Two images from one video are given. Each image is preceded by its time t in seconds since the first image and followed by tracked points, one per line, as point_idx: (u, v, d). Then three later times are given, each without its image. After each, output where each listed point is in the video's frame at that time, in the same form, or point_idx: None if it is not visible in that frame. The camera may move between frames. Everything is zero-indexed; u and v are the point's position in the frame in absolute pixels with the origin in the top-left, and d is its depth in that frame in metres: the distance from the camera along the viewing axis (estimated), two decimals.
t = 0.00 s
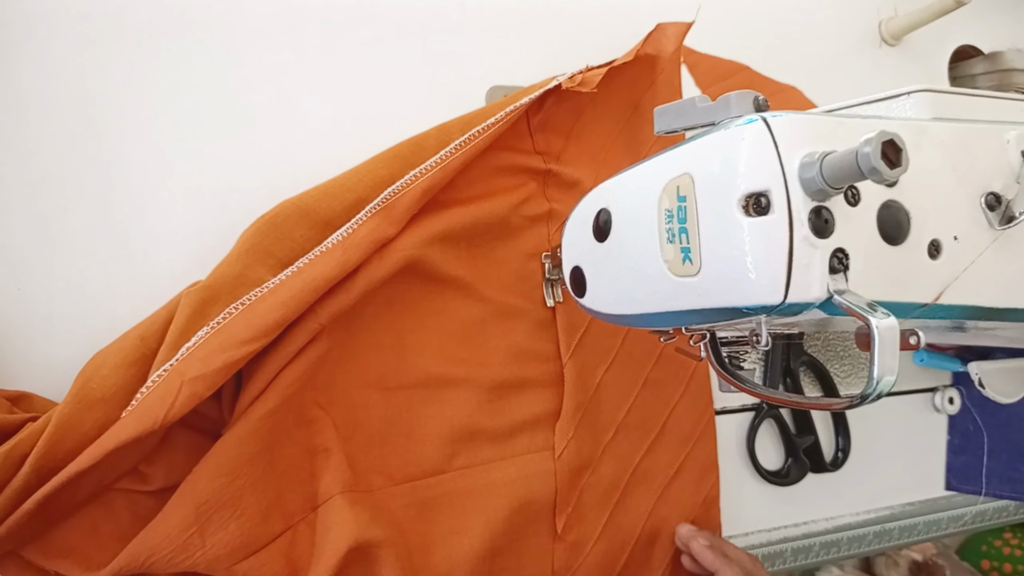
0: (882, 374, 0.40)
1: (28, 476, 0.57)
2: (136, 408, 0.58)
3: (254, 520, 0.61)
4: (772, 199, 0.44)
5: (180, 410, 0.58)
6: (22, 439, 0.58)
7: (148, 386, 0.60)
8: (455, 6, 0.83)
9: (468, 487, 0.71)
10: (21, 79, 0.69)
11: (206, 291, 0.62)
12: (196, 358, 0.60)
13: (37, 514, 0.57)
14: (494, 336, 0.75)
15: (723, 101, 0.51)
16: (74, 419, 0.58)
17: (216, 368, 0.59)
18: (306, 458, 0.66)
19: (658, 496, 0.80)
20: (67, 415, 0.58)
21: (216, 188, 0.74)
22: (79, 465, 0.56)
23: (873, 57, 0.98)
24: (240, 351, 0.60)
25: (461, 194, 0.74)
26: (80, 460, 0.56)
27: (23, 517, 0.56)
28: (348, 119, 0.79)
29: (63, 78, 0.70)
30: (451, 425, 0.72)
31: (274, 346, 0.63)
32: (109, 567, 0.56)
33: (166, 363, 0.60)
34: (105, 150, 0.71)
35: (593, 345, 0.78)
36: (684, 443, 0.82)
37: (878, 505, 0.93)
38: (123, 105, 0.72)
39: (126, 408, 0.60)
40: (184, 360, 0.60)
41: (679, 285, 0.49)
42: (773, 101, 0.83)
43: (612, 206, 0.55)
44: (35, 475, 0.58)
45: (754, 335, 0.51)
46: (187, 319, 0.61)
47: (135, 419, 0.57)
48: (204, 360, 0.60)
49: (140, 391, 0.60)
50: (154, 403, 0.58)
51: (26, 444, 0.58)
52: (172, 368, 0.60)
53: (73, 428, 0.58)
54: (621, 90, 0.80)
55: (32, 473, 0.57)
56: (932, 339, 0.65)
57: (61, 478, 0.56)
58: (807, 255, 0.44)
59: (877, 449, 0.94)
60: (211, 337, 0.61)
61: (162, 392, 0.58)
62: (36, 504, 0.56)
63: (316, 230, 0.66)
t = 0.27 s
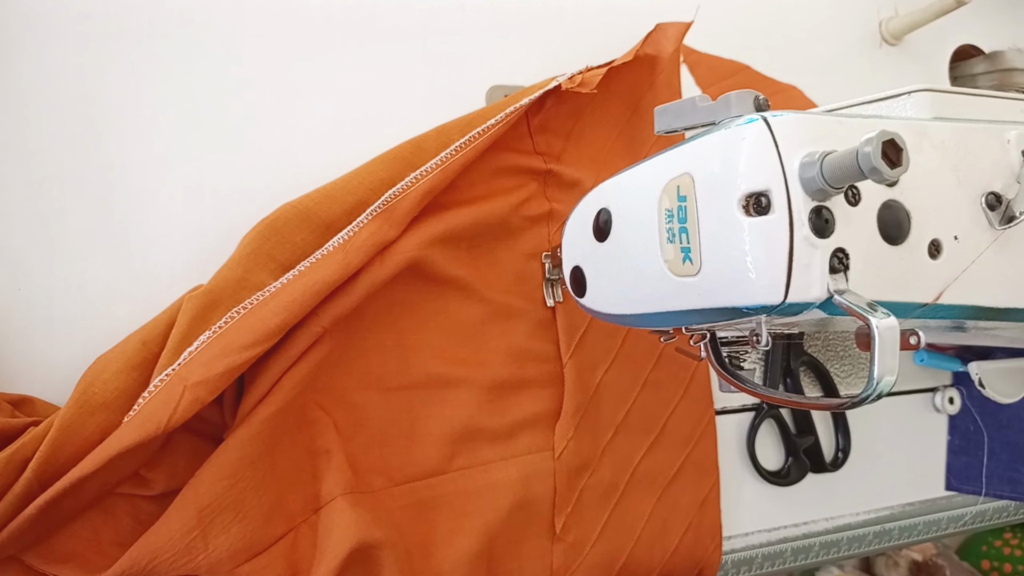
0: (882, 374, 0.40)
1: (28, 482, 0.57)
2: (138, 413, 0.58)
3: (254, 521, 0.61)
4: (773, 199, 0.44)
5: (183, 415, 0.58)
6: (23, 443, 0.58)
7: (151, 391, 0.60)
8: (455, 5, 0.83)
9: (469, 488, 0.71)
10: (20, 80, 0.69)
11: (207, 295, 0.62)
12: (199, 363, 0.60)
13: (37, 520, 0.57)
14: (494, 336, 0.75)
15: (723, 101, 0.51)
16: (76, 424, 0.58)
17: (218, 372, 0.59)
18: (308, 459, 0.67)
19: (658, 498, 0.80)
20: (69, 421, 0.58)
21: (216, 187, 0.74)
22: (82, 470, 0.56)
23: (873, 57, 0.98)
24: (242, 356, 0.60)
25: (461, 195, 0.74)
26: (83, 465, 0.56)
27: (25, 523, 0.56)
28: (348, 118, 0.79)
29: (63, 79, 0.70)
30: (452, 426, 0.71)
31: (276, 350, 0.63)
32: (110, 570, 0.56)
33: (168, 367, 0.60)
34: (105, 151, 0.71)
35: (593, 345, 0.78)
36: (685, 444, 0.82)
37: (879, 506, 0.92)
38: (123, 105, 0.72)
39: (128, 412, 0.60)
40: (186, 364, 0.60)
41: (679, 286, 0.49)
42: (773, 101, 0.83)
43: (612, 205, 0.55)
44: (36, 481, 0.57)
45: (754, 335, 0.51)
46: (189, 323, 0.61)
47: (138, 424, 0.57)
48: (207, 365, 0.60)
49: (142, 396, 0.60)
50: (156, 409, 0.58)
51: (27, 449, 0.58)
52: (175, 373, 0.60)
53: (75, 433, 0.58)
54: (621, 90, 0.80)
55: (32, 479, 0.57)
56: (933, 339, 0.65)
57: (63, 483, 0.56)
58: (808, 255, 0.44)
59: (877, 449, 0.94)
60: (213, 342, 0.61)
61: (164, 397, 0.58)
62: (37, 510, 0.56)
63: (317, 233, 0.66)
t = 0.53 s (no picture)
0: (882, 375, 0.41)
1: (28, 482, 0.57)
2: (138, 414, 0.58)
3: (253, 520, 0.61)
4: (773, 199, 0.44)
5: (183, 415, 0.58)
6: (23, 444, 0.58)
7: (151, 391, 0.60)
8: (455, 5, 0.83)
9: (469, 488, 0.71)
10: (20, 80, 0.69)
11: (207, 295, 0.62)
12: (199, 363, 0.60)
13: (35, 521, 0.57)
14: (494, 336, 0.75)
15: (723, 101, 0.51)
16: (76, 424, 0.58)
17: (218, 373, 0.59)
18: (308, 459, 0.67)
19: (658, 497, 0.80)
20: (69, 421, 0.58)
21: (216, 187, 0.74)
22: (81, 470, 0.56)
23: (873, 57, 0.98)
24: (242, 356, 0.60)
25: (461, 195, 0.74)
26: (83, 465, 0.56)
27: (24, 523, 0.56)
28: (348, 118, 0.79)
29: (63, 79, 0.70)
30: (452, 426, 0.71)
31: (277, 350, 0.63)
32: (111, 570, 0.56)
33: (167, 368, 0.60)
34: (105, 152, 0.71)
35: (593, 346, 0.78)
36: (686, 444, 0.82)
37: (879, 506, 0.92)
38: (123, 106, 0.72)
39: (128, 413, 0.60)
40: (186, 365, 0.60)
41: (679, 286, 0.49)
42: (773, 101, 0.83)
43: (612, 206, 0.55)
44: (36, 481, 0.58)
45: (754, 335, 0.51)
46: (188, 323, 0.61)
47: (138, 424, 0.57)
48: (207, 365, 0.60)
49: (142, 396, 0.60)
50: (156, 409, 0.58)
51: (27, 450, 0.58)
52: (175, 373, 0.60)
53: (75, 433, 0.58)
54: (620, 89, 0.80)
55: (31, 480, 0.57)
56: (933, 339, 0.65)
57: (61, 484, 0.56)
58: (808, 256, 0.44)
59: (877, 449, 0.94)
60: (213, 342, 0.61)
61: (165, 397, 0.58)
62: (38, 510, 0.56)
63: (317, 232, 0.66)
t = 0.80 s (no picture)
0: (882, 375, 0.41)
1: (28, 483, 0.57)
2: (138, 414, 0.58)
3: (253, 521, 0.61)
4: (773, 199, 0.44)
5: (183, 415, 0.58)
6: (23, 444, 0.58)
7: (150, 391, 0.60)
8: (454, 6, 0.83)
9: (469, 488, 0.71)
10: (20, 80, 0.69)
11: (207, 295, 0.62)
12: (198, 364, 0.60)
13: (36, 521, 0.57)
14: (495, 336, 0.75)
15: (723, 101, 0.51)
16: (76, 424, 0.58)
17: (218, 373, 0.60)
18: (308, 459, 0.67)
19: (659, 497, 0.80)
20: (69, 421, 0.58)
21: (216, 187, 0.74)
22: (81, 471, 0.56)
23: (874, 57, 0.98)
24: (243, 356, 0.60)
25: (461, 195, 0.74)
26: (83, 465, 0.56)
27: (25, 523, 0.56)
28: (348, 118, 0.79)
29: (63, 79, 0.70)
30: (452, 425, 0.71)
31: (276, 351, 0.63)
32: (110, 570, 0.56)
33: (168, 368, 0.60)
34: (105, 152, 0.71)
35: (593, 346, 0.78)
36: (687, 444, 0.82)
37: (879, 506, 0.92)
38: (123, 105, 0.72)
39: (128, 413, 0.60)
40: (186, 365, 0.60)
41: (679, 286, 0.49)
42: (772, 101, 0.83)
43: (612, 206, 0.55)
44: (36, 482, 0.58)
45: (754, 335, 0.51)
46: (188, 323, 0.61)
47: (138, 425, 0.57)
48: (207, 365, 0.60)
49: (142, 396, 0.60)
50: (156, 409, 0.58)
51: (27, 450, 0.58)
52: (175, 373, 0.60)
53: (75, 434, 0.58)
54: (620, 89, 0.80)
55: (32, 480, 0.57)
56: (932, 339, 0.65)
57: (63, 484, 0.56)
58: (808, 256, 0.44)
59: (877, 449, 0.94)
60: (213, 342, 0.61)
61: (165, 397, 0.59)
62: (38, 511, 0.56)
63: (317, 233, 0.66)
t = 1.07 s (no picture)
0: (882, 375, 0.41)
1: (29, 483, 0.56)
2: (138, 414, 0.58)
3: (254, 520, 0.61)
4: (772, 199, 0.44)
5: (184, 415, 0.58)
6: (23, 444, 0.58)
7: (151, 391, 0.59)
8: (454, 6, 0.83)
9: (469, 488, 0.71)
10: (21, 80, 0.69)
11: (207, 295, 0.62)
12: (198, 364, 0.60)
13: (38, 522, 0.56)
14: (495, 336, 0.75)
15: (723, 101, 0.51)
16: (77, 425, 0.58)
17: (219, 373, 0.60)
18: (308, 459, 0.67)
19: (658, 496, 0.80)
20: (70, 422, 0.58)
21: (216, 187, 0.74)
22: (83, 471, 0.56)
23: (873, 57, 0.98)
24: (243, 357, 0.60)
25: (461, 195, 0.74)
26: (85, 465, 0.56)
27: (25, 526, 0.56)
28: (348, 118, 0.79)
29: (63, 79, 0.70)
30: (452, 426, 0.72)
31: (275, 351, 0.63)
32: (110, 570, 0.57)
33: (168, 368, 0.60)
34: (105, 152, 0.71)
35: (594, 345, 0.78)
36: (687, 443, 0.82)
37: (878, 506, 0.92)
38: (123, 105, 0.72)
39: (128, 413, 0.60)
40: (186, 365, 0.60)
41: (679, 286, 0.49)
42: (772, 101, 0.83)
43: (612, 206, 0.55)
44: (36, 483, 0.57)
45: (754, 336, 0.51)
46: (188, 323, 0.61)
47: (139, 424, 0.57)
48: (207, 366, 0.60)
49: (142, 396, 0.60)
50: (156, 410, 0.58)
51: (26, 450, 0.58)
52: (175, 373, 0.60)
53: (77, 434, 0.58)
54: (620, 89, 0.80)
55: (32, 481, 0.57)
56: (932, 339, 0.65)
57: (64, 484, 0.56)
58: (807, 255, 0.44)
59: (877, 449, 0.94)
60: (213, 342, 0.61)
61: (165, 398, 0.58)
62: (38, 513, 0.55)
63: (316, 233, 0.66)
